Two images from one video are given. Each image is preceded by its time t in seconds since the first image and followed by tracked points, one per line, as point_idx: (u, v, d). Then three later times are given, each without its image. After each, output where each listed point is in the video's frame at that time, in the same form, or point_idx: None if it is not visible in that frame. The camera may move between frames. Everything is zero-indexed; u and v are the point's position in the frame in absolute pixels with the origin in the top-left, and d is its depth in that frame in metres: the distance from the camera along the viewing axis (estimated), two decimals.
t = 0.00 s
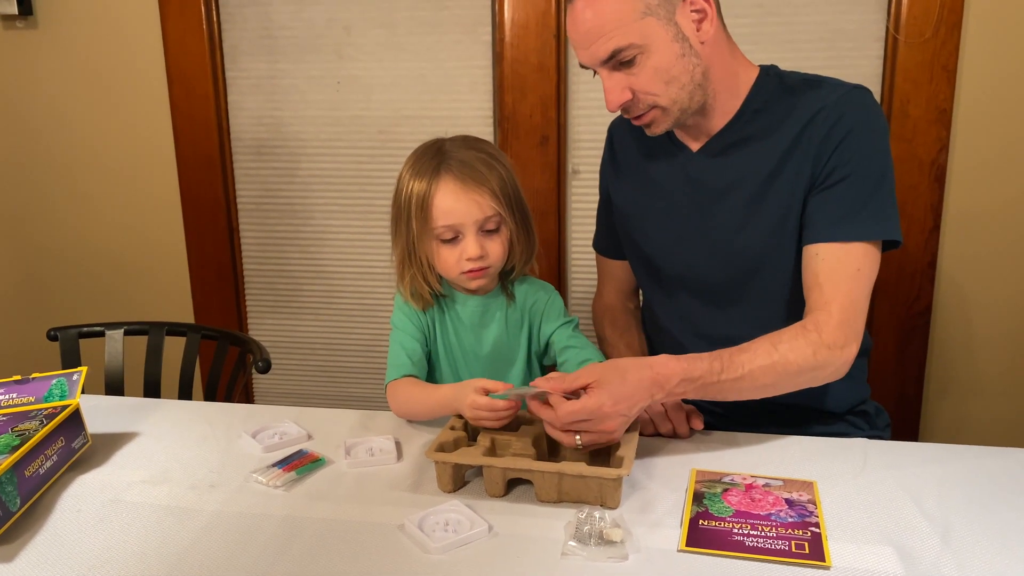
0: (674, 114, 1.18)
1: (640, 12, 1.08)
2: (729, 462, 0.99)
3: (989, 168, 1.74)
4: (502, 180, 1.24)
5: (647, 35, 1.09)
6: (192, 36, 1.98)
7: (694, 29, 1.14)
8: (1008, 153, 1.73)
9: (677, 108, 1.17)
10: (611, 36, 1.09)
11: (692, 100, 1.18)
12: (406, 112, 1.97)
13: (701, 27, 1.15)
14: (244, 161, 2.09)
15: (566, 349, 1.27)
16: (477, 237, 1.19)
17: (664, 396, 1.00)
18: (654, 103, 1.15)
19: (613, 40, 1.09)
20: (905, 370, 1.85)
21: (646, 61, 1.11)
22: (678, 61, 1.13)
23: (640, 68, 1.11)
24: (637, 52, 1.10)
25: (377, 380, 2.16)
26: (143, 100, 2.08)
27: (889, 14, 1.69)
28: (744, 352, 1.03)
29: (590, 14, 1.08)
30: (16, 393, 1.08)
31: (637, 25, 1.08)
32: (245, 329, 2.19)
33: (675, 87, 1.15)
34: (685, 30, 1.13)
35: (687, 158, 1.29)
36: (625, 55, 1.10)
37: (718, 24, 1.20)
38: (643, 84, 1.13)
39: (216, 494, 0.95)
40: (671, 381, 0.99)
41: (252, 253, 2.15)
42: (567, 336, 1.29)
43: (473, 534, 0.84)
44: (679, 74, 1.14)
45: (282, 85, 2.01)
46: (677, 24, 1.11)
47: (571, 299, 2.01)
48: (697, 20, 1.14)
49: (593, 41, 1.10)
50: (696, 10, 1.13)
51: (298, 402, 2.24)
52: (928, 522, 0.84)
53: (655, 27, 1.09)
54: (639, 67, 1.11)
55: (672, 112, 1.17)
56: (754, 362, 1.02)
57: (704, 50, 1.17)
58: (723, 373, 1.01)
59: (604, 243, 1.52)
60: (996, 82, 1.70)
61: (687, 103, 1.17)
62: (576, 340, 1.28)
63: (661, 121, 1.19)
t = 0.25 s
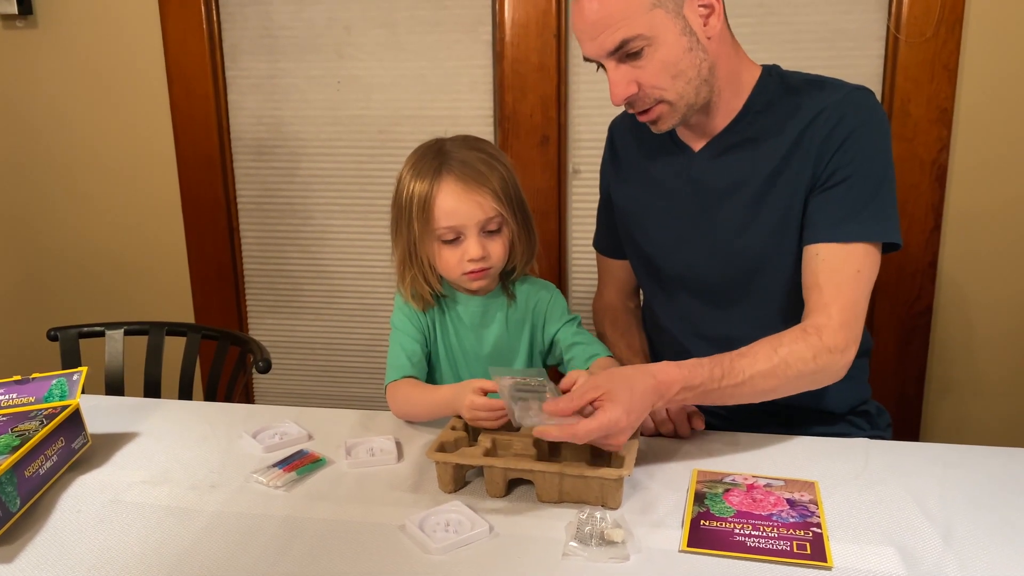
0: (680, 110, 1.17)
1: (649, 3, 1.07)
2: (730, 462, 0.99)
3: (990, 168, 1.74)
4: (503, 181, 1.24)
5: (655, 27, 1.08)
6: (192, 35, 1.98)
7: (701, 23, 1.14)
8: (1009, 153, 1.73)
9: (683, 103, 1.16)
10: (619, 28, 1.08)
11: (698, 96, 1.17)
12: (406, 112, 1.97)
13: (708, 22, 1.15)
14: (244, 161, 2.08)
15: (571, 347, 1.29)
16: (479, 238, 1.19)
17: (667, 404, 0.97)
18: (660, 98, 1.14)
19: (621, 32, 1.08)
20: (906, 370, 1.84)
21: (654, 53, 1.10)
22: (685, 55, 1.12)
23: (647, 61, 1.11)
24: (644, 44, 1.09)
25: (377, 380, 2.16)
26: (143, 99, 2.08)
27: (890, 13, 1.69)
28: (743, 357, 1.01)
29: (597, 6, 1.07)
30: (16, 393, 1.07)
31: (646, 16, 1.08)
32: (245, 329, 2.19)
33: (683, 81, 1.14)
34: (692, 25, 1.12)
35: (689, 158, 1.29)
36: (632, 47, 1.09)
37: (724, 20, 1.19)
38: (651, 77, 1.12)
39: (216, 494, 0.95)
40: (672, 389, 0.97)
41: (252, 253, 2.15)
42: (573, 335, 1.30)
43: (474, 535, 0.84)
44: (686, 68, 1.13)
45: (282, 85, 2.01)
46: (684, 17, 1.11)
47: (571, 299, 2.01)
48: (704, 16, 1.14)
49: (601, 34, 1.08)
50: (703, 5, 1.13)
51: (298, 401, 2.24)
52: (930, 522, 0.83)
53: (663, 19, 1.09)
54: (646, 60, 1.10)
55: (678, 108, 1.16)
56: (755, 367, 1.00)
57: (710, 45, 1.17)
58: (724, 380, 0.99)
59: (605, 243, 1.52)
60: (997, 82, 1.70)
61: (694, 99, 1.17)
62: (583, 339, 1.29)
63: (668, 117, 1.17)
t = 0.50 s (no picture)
0: (688, 104, 1.16)
1: None
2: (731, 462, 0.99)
3: (991, 167, 1.74)
4: (507, 182, 1.24)
5: (663, 19, 1.08)
6: (192, 35, 1.98)
7: (708, 17, 1.13)
8: (1010, 152, 1.73)
9: (690, 96, 1.15)
10: (627, 16, 1.06)
11: (705, 90, 1.17)
12: (406, 111, 1.97)
13: (715, 16, 1.14)
14: (245, 161, 2.08)
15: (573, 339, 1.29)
16: (483, 240, 1.19)
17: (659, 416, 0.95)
18: (667, 90, 1.14)
19: (630, 21, 1.06)
20: (907, 369, 1.84)
21: (662, 45, 1.09)
22: (693, 47, 1.12)
23: (655, 52, 1.09)
24: (652, 34, 1.08)
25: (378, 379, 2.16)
26: (143, 99, 2.08)
27: (892, 12, 1.69)
28: (733, 362, 0.99)
29: None
30: (17, 394, 1.07)
31: (654, 7, 1.07)
32: (246, 329, 2.19)
33: (690, 74, 1.13)
34: (700, 18, 1.12)
35: (691, 158, 1.29)
36: (640, 37, 1.08)
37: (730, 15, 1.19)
38: (658, 68, 1.11)
39: (217, 494, 0.95)
40: (661, 400, 0.94)
41: (252, 253, 2.15)
42: (573, 327, 1.30)
43: (475, 535, 0.84)
44: (694, 61, 1.13)
45: (283, 85, 2.01)
46: (692, 10, 1.10)
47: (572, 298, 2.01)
48: (711, 9, 1.13)
49: (608, 24, 1.07)
50: None
51: (299, 401, 2.24)
52: (932, 522, 0.83)
53: (671, 10, 1.08)
54: (654, 51, 1.09)
55: (686, 101, 1.16)
56: (745, 372, 0.97)
57: (717, 39, 1.17)
58: (713, 389, 0.97)
59: (607, 242, 1.51)
60: (998, 80, 1.69)
61: (701, 93, 1.16)
62: (582, 330, 1.28)
63: (674, 110, 1.17)
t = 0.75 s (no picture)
0: (699, 92, 1.15)
1: None
2: (732, 463, 0.99)
3: (993, 166, 1.73)
4: (507, 182, 1.24)
5: (666, 7, 1.08)
6: (193, 35, 1.98)
7: (711, 6, 1.13)
8: (1011, 151, 1.72)
9: (700, 85, 1.14)
10: (629, 7, 1.07)
11: (715, 78, 1.16)
12: (407, 111, 1.97)
13: (717, 4, 1.14)
14: (246, 161, 2.08)
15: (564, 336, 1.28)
16: (483, 241, 1.19)
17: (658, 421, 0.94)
18: (678, 79, 1.13)
19: (632, 11, 1.07)
20: (909, 368, 1.84)
21: (668, 33, 1.09)
22: (699, 33, 1.11)
23: (662, 41, 1.09)
24: (656, 22, 1.08)
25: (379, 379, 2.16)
26: (144, 99, 2.08)
27: (893, 11, 1.69)
28: (732, 368, 0.98)
29: None
30: (18, 394, 1.08)
31: None
32: (247, 329, 2.19)
33: (699, 61, 1.12)
34: (703, 5, 1.12)
35: (694, 159, 1.29)
36: (644, 26, 1.08)
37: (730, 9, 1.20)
38: (666, 56, 1.10)
39: (219, 494, 0.95)
40: (661, 406, 0.93)
41: (254, 253, 2.15)
42: (564, 323, 1.29)
43: (477, 536, 0.83)
44: (702, 47, 1.12)
45: (284, 85, 2.01)
46: None
47: (573, 298, 2.01)
48: None
49: (611, 16, 1.07)
50: None
51: (300, 401, 2.24)
52: (934, 522, 0.83)
53: None
54: (660, 40, 1.09)
55: (697, 90, 1.15)
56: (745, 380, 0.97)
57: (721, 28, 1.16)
58: (711, 396, 0.96)
59: (609, 241, 1.51)
60: (1000, 79, 1.69)
61: (711, 81, 1.15)
62: (573, 326, 1.28)
63: (688, 101, 1.15)
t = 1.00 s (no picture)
0: (703, 92, 1.15)
1: None
2: (734, 462, 0.99)
3: (995, 165, 1.73)
4: (505, 183, 1.23)
5: (664, 7, 1.08)
6: (194, 35, 1.98)
7: (710, 4, 1.13)
8: (1013, 150, 1.72)
9: (704, 85, 1.14)
10: (628, 9, 1.07)
11: (718, 78, 1.15)
12: (409, 111, 1.97)
13: (716, 2, 1.14)
14: (248, 161, 2.09)
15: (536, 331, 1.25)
16: (480, 242, 1.19)
17: (663, 423, 0.94)
18: (681, 80, 1.12)
19: (631, 13, 1.07)
20: (912, 368, 1.84)
21: (669, 33, 1.09)
22: (701, 32, 1.11)
23: (663, 42, 1.09)
24: (657, 23, 1.08)
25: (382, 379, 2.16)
26: (146, 99, 2.08)
27: (894, 10, 1.69)
28: (737, 374, 0.98)
29: None
30: (22, 395, 1.08)
31: None
32: (250, 330, 2.19)
33: (702, 60, 1.12)
34: (702, 4, 1.12)
35: (696, 160, 1.29)
36: (645, 27, 1.08)
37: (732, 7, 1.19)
38: (669, 57, 1.10)
39: (222, 494, 0.95)
40: (668, 409, 0.93)
41: (256, 253, 2.15)
42: (536, 316, 1.25)
43: (479, 535, 0.84)
44: (704, 46, 1.12)
45: (285, 85, 2.01)
46: None
47: (575, 298, 2.01)
48: None
49: (611, 20, 1.07)
50: None
51: (303, 402, 2.24)
52: (936, 521, 0.83)
53: None
54: (662, 40, 1.09)
55: (701, 89, 1.14)
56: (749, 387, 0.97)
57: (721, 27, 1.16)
58: (716, 402, 0.97)
59: (612, 241, 1.51)
60: (1002, 78, 1.69)
61: (714, 80, 1.15)
62: (544, 321, 1.25)
63: (693, 102, 1.15)
